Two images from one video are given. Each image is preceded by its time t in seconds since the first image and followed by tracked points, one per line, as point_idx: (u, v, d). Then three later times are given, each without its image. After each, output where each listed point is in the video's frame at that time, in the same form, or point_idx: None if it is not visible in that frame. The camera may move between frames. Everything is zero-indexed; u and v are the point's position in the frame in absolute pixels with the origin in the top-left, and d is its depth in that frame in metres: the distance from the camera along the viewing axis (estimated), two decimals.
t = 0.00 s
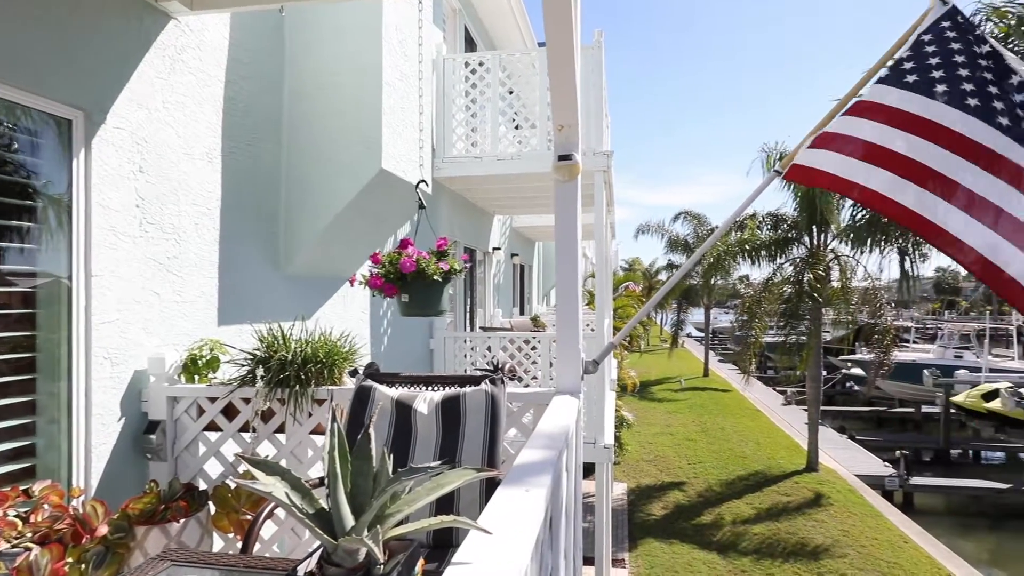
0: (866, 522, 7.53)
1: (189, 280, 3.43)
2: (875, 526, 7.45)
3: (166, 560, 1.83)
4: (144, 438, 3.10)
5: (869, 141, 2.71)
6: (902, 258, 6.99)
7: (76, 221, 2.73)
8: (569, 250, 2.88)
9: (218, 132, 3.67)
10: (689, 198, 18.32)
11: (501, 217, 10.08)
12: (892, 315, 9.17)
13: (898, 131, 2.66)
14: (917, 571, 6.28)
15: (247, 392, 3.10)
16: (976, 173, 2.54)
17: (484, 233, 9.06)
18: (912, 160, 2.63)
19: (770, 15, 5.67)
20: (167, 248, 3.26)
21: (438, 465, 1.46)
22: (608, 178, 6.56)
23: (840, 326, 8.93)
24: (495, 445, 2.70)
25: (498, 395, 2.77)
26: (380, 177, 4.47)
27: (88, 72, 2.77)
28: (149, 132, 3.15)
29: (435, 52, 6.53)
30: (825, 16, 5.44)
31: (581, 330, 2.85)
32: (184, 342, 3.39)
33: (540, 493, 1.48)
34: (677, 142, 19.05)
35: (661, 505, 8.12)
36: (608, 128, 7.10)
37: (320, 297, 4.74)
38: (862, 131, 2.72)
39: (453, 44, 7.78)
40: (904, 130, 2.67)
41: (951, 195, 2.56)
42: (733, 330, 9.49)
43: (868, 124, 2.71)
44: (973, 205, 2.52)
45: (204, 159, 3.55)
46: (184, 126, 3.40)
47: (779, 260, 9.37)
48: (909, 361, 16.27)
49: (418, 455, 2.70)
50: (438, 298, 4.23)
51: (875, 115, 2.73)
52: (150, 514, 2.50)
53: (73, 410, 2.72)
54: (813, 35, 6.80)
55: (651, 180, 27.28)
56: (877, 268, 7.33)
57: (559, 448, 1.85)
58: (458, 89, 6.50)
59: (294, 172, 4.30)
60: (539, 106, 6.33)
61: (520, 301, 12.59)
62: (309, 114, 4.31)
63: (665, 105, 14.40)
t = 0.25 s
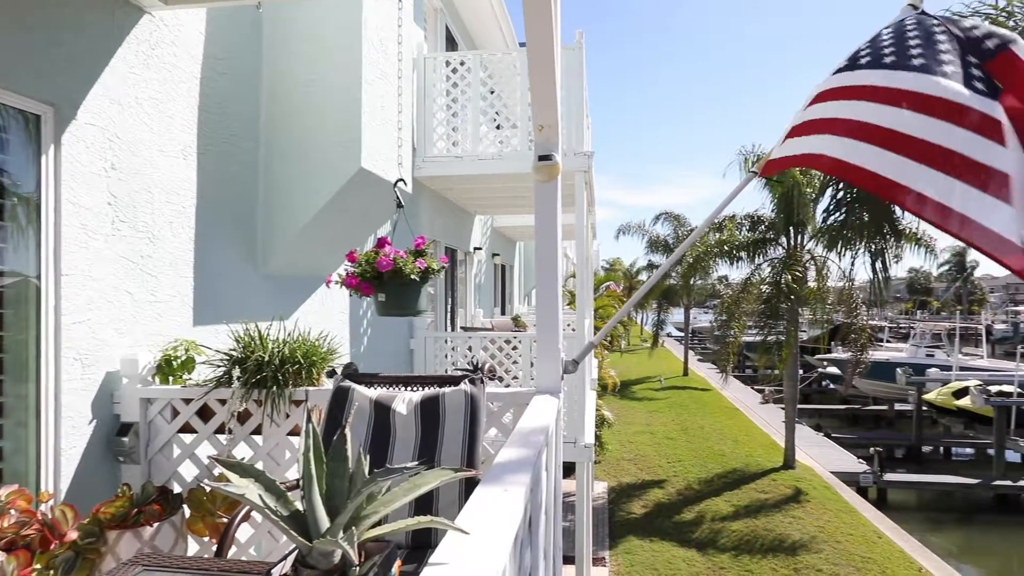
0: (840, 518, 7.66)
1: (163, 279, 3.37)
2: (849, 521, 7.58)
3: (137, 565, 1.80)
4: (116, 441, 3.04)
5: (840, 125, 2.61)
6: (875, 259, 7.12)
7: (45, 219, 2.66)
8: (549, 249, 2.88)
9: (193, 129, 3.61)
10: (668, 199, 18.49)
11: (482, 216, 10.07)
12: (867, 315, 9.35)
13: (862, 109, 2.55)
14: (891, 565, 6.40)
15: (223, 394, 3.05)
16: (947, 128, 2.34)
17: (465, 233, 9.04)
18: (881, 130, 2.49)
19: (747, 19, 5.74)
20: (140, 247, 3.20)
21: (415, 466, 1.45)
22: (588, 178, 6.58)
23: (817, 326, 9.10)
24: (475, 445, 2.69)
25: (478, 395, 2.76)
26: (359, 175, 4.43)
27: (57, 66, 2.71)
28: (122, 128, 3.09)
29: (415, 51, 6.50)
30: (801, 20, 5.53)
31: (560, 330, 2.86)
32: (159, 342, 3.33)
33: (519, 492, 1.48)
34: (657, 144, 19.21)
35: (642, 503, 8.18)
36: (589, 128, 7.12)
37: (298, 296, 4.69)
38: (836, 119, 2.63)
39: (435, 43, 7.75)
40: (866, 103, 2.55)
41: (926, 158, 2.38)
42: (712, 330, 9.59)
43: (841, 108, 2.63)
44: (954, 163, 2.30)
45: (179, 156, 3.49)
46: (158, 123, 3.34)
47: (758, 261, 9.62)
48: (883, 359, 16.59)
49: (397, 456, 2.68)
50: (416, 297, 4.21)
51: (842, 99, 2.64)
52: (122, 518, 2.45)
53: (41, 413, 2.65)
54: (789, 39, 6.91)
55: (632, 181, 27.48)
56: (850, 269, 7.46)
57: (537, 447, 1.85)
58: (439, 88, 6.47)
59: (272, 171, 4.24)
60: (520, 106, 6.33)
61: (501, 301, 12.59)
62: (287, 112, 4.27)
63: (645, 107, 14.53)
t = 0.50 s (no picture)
0: (817, 515, 7.77)
1: (137, 279, 3.30)
2: (825, 518, 7.70)
3: (107, 572, 1.76)
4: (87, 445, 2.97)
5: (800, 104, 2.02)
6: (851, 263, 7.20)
7: (12, 217, 2.60)
8: (529, 250, 2.88)
9: (167, 126, 3.54)
10: (649, 200, 18.64)
11: (463, 216, 10.05)
12: (842, 315, 9.51)
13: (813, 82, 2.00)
14: (865, 561, 6.51)
15: (198, 396, 3.00)
16: (914, 82, 1.83)
17: (446, 233, 9.01)
18: (838, 87, 1.92)
19: (725, 22, 5.81)
20: (114, 246, 3.15)
21: (391, 467, 1.45)
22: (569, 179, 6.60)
23: (794, 325, 9.13)
24: (454, 446, 2.67)
25: (457, 396, 2.75)
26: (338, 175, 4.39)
27: (23, 61, 2.64)
28: (93, 125, 3.03)
29: (396, 50, 6.45)
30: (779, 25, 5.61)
31: (540, 330, 2.86)
32: (132, 343, 3.27)
33: (497, 492, 1.48)
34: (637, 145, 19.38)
35: (622, 502, 8.22)
36: (570, 129, 7.14)
37: (275, 297, 4.62)
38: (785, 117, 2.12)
39: (415, 43, 7.71)
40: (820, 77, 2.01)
41: (891, 108, 1.79)
42: (692, 330, 9.68)
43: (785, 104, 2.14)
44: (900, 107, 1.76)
45: (153, 154, 3.43)
46: (131, 120, 3.28)
47: (736, 262, 9.78)
48: (858, 358, 16.88)
49: (376, 458, 2.67)
50: (394, 298, 4.18)
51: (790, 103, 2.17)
52: (93, 524, 2.40)
53: (8, 417, 2.58)
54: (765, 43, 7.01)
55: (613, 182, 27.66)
56: (827, 270, 7.58)
57: (516, 447, 1.85)
58: (420, 88, 6.44)
59: (249, 169, 4.19)
60: (501, 107, 6.33)
61: (482, 301, 12.58)
62: (266, 110, 4.22)
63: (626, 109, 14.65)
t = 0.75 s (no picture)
0: (793, 511, 7.89)
1: (109, 278, 3.23)
2: (802, 515, 7.81)
3: None
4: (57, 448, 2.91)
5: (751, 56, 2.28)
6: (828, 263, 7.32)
7: None
8: (509, 250, 2.88)
9: (141, 122, 3.48)
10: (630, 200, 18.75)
11: (444, 216, 10.01)
12: (819, 314, 9.66)
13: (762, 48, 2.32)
14: (840, 556, 6.62)
15: (172, 397, 2.95)
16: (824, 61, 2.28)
17: (426, 233, 8.97)
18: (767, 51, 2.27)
19: (704, 24, 5.86)
20: (85, 244, 3.08)
21: (367, 468, 1.44)
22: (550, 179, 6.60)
23: (772, 325, 9.27)
24: (433, 446, 2.66)
25: (436, 396, 2.74)
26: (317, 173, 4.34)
27: None
28: (64, 120, 2.96)
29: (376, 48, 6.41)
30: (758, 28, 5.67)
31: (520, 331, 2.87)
32: (104, 344, 3.20)
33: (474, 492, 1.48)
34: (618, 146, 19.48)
35: (603, 501, 8.25)
36: (551, 130, 7.15)
37: (253, 296, 4.56)
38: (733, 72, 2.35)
39: (396, 41, 7.65)
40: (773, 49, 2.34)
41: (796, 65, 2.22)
42: (672, 330, 9.76)
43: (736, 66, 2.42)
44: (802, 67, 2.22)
45: (127, 150, 3.36)
46: (104, 116, 3.21)
47: (715, 262, 9.89)
48: (834, 357, 17.17)
49: (354, 459, 2.65)
50: (373, 297, 4.15)
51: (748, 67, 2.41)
52: (63, 529, 2.35)
53: None
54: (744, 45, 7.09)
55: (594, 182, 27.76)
56: (804, 270, 7.68)
57: (494, 446, 1.85)
58: (401, 87, 6.40)
59: (225, 166, 4.13)
60: (482, 106, 6.32)
61: (463, 301, 12.55)
62: (244, 107, 4.17)
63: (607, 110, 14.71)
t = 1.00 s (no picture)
0: (771, 509, 7.99)
1: (80, 278, 3.16)
2: (780, 512, 7.91)
3: None
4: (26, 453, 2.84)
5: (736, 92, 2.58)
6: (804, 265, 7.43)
7: None
8: (489, 251, 2.87)
9: (114, 119, 3.41)
10: (611, 201, 18.85)
11: (425, 216, 9.96)
12: (796, 315, 9.81)
13: (750, 65, 2.54)
14: (816, 553, 6.71)
15: (145, 400, 2.90)
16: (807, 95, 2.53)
17: (407, 233, 8.92)
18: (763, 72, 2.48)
19: (684, 27, 5.91)
20: (54, 243, 3.01)
21: (343, 470, 1.44)
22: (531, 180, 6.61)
23: (751, 325, 9.36)
24: (412, 447, 2.64)
25: (416, 397, 2.72)
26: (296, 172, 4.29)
27: None
28: (33, 117, 2.89)
29: (356, 47, 6.35)
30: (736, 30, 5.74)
31: (501, 332, 2.86)
32: (75, 345, 3.13)
33: (453, 493, 1.48)
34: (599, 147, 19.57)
35: (584, 501, 8.28)
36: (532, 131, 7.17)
37: (230, 297, 4.49)
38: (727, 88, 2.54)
39: (377, 40, 7.61)
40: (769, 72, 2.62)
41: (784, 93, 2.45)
42: (653, 330, 9.83)
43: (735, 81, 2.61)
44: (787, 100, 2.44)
45: (99, 148, 3.29)
46: (75, 113, 3.14)
47: (695, 263, 9.99)
48: (810, 357, 17.43)
49: (332, 461, 2.62)
50: (353, 298, 4.12)
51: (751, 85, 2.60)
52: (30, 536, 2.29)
53: None
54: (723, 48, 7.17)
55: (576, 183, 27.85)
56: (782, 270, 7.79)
57: (475, 448, 1.85)
58: (381, 86, 6.36)
59: (201, 164, 4.06)
60: (463, 106, 6.30)
61: (444, 302, 12.50)
62: (220, 105, 4.10)
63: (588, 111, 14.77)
